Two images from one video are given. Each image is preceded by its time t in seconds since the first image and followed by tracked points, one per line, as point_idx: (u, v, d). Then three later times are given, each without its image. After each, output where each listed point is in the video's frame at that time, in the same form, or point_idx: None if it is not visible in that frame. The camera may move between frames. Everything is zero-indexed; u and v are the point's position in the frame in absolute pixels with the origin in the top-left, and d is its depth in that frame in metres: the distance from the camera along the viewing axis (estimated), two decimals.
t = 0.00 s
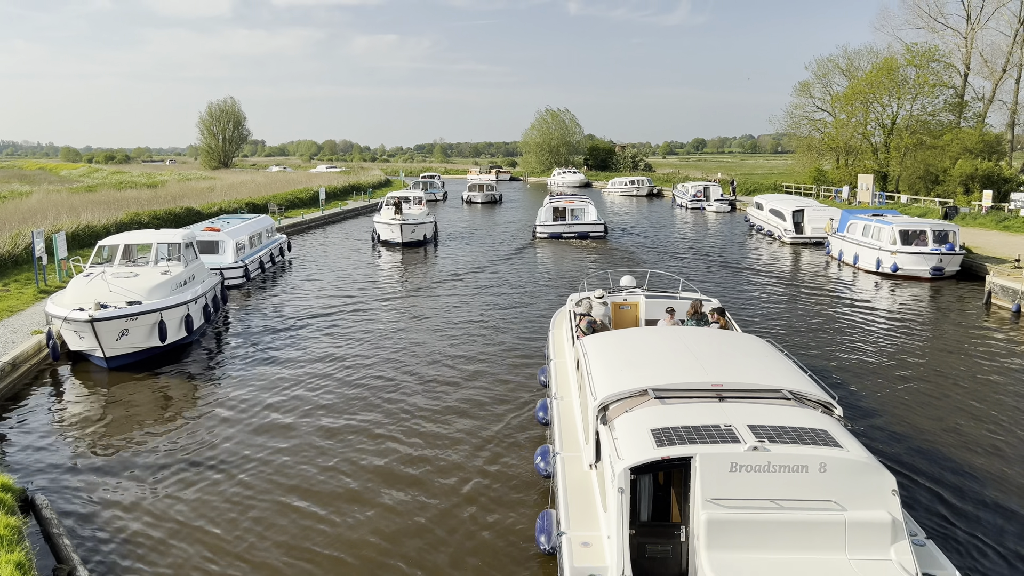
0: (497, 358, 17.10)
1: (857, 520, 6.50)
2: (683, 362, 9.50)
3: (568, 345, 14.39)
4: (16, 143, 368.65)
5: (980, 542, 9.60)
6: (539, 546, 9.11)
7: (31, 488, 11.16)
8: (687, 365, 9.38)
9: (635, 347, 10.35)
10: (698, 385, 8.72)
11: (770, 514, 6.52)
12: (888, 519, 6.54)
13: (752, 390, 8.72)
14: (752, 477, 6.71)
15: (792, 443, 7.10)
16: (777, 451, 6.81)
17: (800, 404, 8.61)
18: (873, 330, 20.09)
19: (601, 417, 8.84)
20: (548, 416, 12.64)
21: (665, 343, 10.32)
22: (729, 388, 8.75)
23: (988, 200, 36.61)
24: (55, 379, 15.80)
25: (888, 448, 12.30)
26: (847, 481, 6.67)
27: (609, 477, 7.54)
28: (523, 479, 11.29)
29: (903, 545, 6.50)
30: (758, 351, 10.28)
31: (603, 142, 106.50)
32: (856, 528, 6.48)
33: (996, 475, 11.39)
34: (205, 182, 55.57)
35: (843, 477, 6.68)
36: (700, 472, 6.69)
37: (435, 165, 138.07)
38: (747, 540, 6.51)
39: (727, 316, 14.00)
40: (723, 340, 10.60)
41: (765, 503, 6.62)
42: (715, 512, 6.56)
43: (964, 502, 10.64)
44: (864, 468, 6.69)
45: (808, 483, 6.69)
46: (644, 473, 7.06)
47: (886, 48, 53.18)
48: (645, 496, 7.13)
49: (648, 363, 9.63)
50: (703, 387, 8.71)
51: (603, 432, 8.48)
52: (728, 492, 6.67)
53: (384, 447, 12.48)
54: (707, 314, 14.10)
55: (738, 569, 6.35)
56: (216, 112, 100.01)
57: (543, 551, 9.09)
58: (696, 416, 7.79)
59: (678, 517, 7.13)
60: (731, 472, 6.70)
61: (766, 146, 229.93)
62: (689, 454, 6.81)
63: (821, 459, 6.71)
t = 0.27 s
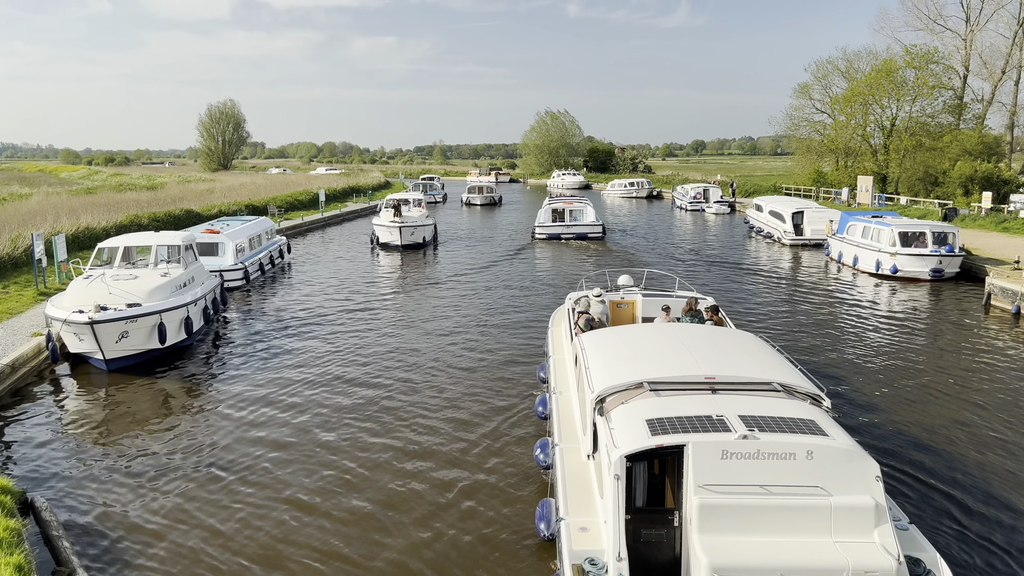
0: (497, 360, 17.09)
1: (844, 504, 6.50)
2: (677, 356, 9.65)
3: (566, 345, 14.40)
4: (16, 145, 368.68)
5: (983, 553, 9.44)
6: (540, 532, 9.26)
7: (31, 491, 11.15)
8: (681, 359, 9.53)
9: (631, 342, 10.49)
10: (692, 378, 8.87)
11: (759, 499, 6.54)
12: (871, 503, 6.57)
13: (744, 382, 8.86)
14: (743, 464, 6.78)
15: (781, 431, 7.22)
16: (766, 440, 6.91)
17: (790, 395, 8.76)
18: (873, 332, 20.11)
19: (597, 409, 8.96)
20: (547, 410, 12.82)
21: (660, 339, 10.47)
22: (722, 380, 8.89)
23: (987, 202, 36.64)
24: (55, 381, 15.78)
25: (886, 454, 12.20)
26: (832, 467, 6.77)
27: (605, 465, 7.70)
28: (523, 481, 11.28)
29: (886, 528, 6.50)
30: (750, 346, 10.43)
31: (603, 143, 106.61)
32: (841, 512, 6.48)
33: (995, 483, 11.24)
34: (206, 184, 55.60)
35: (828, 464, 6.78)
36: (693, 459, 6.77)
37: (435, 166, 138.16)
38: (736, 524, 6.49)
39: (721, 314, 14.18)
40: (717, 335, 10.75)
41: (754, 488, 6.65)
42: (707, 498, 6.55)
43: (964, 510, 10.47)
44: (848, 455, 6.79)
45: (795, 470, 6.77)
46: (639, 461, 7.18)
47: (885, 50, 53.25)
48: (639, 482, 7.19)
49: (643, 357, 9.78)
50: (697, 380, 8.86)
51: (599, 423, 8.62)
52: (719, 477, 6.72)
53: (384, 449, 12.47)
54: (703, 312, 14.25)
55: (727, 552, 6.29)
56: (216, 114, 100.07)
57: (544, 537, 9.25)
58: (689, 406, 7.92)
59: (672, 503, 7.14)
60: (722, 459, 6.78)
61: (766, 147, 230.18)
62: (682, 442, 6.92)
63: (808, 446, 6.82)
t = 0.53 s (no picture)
0: (498, 362, 17.09)
1: (829, 491, 6.66)
2: (672, 350, 9.84)
3: (566, 345, 14.44)
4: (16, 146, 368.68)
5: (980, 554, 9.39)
6: (539, 519, 9.76)
7: (31, 492, 11.15)
8: (676, 353, 9.72)
9: (628, 337, 10.66)
10: (685, 370, 9.07)
11: (749, 484, 6.71)
12: (855, 488, 6.71)
13: (736, 375, 9.05)
14: (734, 451, 6.94)
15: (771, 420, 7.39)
16: (756, 428, 7.07)
17: (779, 386, 8.96)
18: (872, 333, 20.13)
19: (594, 400, 9.17)
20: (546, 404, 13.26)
21: (656, 334, 10.65)
22: (715, 373, 9.08)
23: (987, 203, 36.67)
24: (55, 383, 15.77)
25: (884, 455, 12.18)
26: (819, 454, 6.91)
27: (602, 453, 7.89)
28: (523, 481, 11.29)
29: (870, 511, 6.66)
30: (744, 340, 10.61)
31: (603, 145, 106.62)
32: (827, 497, 6.64)
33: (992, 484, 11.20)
34: (205, 185, 55.58)
35: (816, 452, 6.92)
36: (686, 447, 6.95)
37: (434, 168, 138.19)
38: (726, 508, 6.66)
39: (715, 310, 14.44)
40: (712, 330, 10.92)
41: (743, 474, 6.81)
42: (699, 483, 6.73)
43: (961, 512, 10.43)
44: (834, 442, 6.94)
45: (783, 457, 6.93)
46: (635, 449, 7.38)
47: (885, 51, 53.30)
48: (636, 470, 7.50)
49: (640, 351, 9.97)
50: (690, 374, 9.06)
51: (596, 414, 8.81)
52: (710, 464, 6.89)
53: (384, 450, 12.47)
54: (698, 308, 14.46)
55: (717, 535, 6.44)
56: (215, 115, 100.01)
57: (543, 524, 9.75)
58: (683, 397, 8.12)
59: (666, 489, 7.45)
60: (714, 447, 6.95)
61: (766, 149, 230.26)
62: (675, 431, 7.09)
63: (796, 434, 6.96)
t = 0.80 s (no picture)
0: (497, 362, 17.07)
1: (816, 477, 6.91)
2: (667, 342, 10.05)
3: (565, 341, 14.59)
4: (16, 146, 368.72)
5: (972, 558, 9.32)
6: (539, 506, 9.94)
7: (29, 493, 11.12)
8: (671, 345, 9.93)
9: (624, 330, 10.86)
10: (679, 362, 9.28)
11: (739, 470, 6.98)
12: (842, 474, 6.98)
13: (728, 366, 9.26)
14: (725, 438, 7.17)
15: (762, 408, 7.60)
16: (747, 416, 7.29)
17: (770, 377, 9.19)
18: (872, 333, 20.12)
19: (591, 391, 9.38)
20: (546, 398, 13.40)
21: (652, 329, 10.84)
22: (709, 365, 9.29)
23: (987, 203, 36.66)
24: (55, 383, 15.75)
25: (884, 454, 12.27)
26: (808, 442, 7.15)
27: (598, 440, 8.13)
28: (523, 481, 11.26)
29: (855, 496, 6.93)
30: (738, 335, 10.81)
31: (603, 145, 106.60)
32: (815, 483, 6.90)
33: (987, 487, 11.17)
34: (206, 185, 55.64)
35: (804, 439, 7.15)
36: (679, 435, 7.16)
37: (434, 168, 138.23)
38: (717, 492, 6.92)
39: (711, 306, 14.65)
40: (708, 325, 11.09)
41: (733, 460, 7.06)
42: (692, 469, 6.98)
43: (955, 514, 10.41)
44: (822, 430, 7.18)
45: (773, 444, 7.16)
46: (630, 436, 7.61)
47: (885, 51, 53.32)
48: (632, 457, 7.81)
49: (636, 344, 10.16)
50: (684, 365, 9.26)
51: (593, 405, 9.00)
52: (702, 450, 7.13)
53: (384, 450, 12.46)
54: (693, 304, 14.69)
55: (708, 519, 6.72)
56: (215, 116, 99.98)
57: (542, 510, 9.93)
58: (677, 386, 8.31)
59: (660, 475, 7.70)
60: (706, 434, 7.18)
61: (765, 149, 230.68)
62: (669, 419, 7.31)
63: (786, 423, 7.18)
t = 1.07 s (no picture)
0: (497, 362, 17.07)
1: (803, 463, 7.47)
2: (663, 337, 10.43)
3: (564, 336, 14.89)
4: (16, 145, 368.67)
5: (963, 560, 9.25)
6: (537, 493, 10.28)
7: (29, 491, 11.13)
8: (667, 340, 10.29)
9: (621, 326, 11.30)
10: (674, 355, 9.67)
11: (729, 456, 7.52)
12: (827, 461, 7.52)
13: (720, 359, 9.65)
14: (716, 426, 7.70)
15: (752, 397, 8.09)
16: (737, 406, 7.80)
17: (761, 369, 9.56)
18: (872, 333, 20.16)
19: (589, 382, 9.82)
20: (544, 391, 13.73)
21: (649, 325, 11.13)
22: (702, 357, 9.66)
23: (986, 203, 36.68)
24: (54, 382, 15.76)
25: (879, 446, 12.57)
26: (794, 430, 7.68)
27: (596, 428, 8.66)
28: (523, 482, 11.25)
29: (841, 481, 7.47)
30: (733, 331, 11.12)
31: (602, 145, 106.52)
32: (802, 469, 7.45)
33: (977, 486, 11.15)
34: (205, 185, 55.65)
35: (791, 427, 7.69)
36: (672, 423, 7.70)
37: (434, 168, 138.17)
38: (708, 477, 7.47)
39: (707, 303, 14.84)
40: (704, 321, 11.40)
41: (724, 447, 7.59)
42: (684, 455, 7.52)
43: (950, 502, 10.69)
44: (808, 419, 7.71)
45: (761, 432, 7.68)
46: (626, 424, 8.12)
47: (885, 51, 53.33)
48: (627, 443, 8.14)
49: (633, 338, 10.55)
50: (678, 357, 9.64)
51: (591, 396, 9.50)
52: (694, 437, 7.65)
53: (384, 450, 12.44)
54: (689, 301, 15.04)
55: (699, 502, 7.29)
56: (215, 115, 100.01)
57: (540, 497, 10.27)
58: (671, 378, 8.79)
59: (655, 462, 8.16)
60: (697, 422, 7.70)
61: (765, 149, 230.55)
62: (662, 408, 7.82)
63: (773, 411, 7.71)
